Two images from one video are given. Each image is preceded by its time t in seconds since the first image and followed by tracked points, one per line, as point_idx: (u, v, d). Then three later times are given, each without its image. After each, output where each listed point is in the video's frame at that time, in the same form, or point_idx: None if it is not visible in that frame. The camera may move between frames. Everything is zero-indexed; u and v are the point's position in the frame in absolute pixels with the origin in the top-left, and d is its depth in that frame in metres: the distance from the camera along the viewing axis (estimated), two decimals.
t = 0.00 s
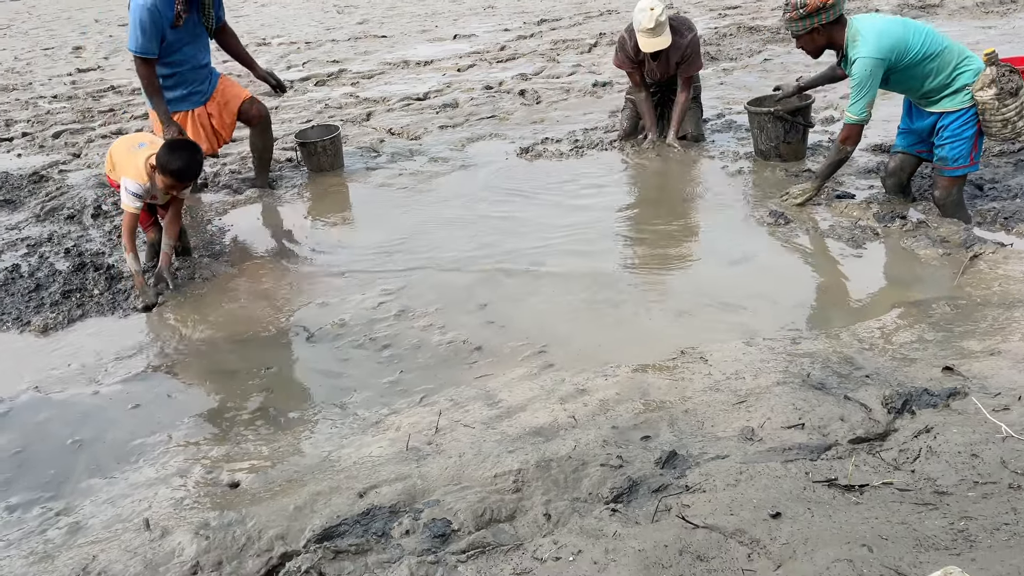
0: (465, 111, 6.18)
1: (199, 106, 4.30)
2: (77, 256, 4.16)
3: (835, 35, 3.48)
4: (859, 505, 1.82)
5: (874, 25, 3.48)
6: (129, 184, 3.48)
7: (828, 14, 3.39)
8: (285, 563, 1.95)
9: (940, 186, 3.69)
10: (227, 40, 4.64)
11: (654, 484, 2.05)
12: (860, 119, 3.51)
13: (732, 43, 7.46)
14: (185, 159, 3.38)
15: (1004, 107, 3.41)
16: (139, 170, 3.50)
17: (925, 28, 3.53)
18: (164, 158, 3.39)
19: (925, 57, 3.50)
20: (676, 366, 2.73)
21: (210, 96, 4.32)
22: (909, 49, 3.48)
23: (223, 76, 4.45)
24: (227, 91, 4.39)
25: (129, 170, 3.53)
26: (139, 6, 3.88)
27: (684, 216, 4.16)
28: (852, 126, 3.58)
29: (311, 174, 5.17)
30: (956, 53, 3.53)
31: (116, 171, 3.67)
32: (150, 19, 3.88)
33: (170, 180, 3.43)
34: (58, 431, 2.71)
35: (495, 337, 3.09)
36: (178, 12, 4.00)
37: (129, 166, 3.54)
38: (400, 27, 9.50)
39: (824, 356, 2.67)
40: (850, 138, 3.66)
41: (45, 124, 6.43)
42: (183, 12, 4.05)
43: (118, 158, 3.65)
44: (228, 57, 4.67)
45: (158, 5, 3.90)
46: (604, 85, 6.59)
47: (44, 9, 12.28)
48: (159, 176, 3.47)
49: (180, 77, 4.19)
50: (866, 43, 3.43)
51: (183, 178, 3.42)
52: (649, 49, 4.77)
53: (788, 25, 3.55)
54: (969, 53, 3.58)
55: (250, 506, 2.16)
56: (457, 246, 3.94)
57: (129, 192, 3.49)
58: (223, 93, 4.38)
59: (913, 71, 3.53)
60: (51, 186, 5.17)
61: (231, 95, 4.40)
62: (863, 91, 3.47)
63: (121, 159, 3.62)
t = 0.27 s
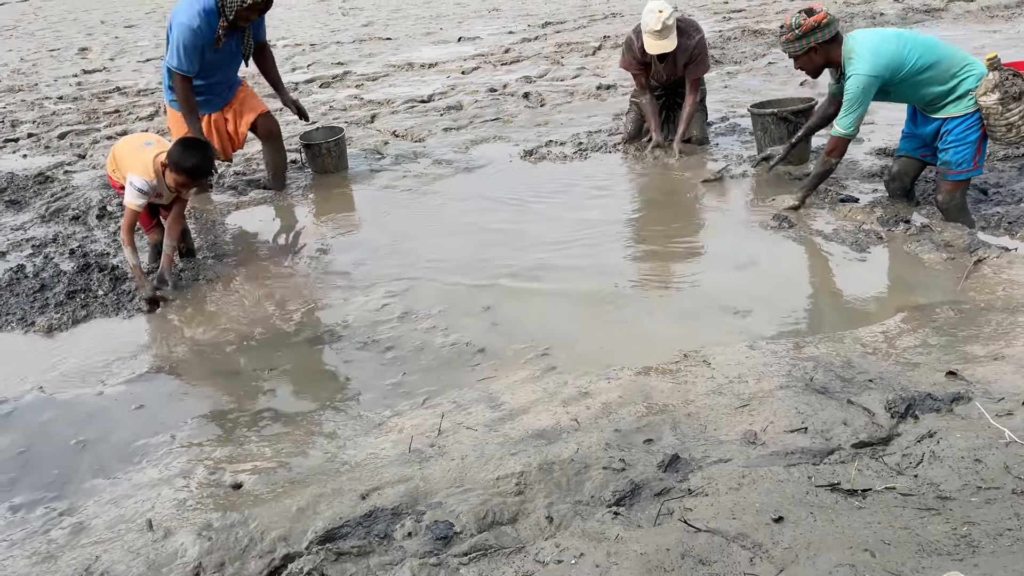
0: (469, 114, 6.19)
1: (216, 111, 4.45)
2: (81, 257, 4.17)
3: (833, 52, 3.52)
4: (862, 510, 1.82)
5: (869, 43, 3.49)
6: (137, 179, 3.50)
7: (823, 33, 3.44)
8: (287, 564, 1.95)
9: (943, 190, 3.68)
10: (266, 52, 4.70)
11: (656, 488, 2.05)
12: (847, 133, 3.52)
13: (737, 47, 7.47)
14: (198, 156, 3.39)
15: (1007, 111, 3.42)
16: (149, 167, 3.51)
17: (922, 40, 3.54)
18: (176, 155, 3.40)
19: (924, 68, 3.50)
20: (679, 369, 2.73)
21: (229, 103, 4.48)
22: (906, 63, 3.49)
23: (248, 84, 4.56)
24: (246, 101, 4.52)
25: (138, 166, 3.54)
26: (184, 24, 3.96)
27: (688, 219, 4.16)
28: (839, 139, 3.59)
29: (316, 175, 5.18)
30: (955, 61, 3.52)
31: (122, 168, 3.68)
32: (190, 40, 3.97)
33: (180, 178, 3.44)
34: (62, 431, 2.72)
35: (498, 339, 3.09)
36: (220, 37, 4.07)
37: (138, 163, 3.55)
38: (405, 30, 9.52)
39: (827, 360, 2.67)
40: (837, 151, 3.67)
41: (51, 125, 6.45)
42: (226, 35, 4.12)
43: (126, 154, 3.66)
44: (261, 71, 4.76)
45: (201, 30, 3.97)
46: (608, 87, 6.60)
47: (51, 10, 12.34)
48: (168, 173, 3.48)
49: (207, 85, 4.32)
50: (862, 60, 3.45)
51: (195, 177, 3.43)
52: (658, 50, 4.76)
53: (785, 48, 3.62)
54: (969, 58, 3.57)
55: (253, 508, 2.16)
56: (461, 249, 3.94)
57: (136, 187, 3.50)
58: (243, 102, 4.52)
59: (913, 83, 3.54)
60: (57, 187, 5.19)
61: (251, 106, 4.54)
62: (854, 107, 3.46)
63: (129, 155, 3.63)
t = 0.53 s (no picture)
0: (474, 117, 6.21)
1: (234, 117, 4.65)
2: (88, 258, 4.19)
3: (832, 77, 3.53)
4: (866, 513, 1.82)
5: (866, 65, 3.51)
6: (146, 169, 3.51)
7: (820, 61, 3.46)
8: (293, 564, 1.96)
9: (948, 195, 3.69)
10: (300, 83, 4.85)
11: (661, 490, 2.06)
12: (841, 150, 3.52)
13: (742, 51, 7.48)
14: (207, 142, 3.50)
15: (1014, 118, 3.40)
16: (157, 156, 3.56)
17: (920, 55, 3.55)
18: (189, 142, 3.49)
19: (924, 83, 3.52)
20: (684, 372, 2.74)
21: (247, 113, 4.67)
22: (903, 81, 3.51)
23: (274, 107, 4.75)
24: (262, 113, 4.71)
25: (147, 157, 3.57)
26: (218, 52, 4.19)
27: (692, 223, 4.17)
28: (832, 155, 3.58)
29: (321, 178, 5.20)
30: (956, 72, 3.53)
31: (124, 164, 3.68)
32: (220, 68, 4.19)
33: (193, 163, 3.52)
34: (68, 431, 2.73)
35: (503, 341, 3.10)
36: (248, 72, 4.29)
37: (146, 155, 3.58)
38: (410, 33, 9.55)
39: (831, 364, 2.68)
40: (829, 167, 3.67)
41: (57, 126, 6.48)
42: (255, 71, 4.33)
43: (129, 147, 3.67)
44: (290, 109, 4.95)
45: (232, 62, 4.19)
46: (613, 91, 6.62)
47: (58, 13, 12.40)
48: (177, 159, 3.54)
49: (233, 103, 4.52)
50: (860, 81, 3.46)
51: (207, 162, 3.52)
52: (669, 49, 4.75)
53: (786, 73, 3.65)
54: (973, 65, 3.58)
55: (258, 508, 2.17)
56: (466, 251, 3.96)
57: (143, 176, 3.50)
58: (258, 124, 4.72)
59: (914, 98, 3.55)
60: (63, 188, 5.21)
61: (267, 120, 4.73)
62: (850, 125, 3.47)
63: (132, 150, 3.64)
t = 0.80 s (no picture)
0: (479, 120, 6.21)
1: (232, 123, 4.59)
2: (92, 259, 4.20)
3: (830, 87, 3.58)
4: (871, 518, 1.82)
5: (864, 74, 3.54)
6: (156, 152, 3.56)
7: (819, 72, 3.53)
8: (295, 566, 1.96)
9: (953, 200, 3.68)
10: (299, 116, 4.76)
11: (664, 494, 2.05)
12: (837, 159, 3.57)
13: (747, 54, 7.48)
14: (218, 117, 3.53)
15: (1016, 122, 3.39)
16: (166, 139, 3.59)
17: (920, 63, 3.56)
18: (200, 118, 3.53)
19: (923, 92, 3.53)
20: (688, 375, 2.73)
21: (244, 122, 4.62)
22: (902, 90, 3.52)
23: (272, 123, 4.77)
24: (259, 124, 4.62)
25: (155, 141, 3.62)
26: (224, 77, 4.21)
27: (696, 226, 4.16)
28: (829, 164, 3.63)
29: (326, 180, 5.21)
30: (957, 79, 3.53)
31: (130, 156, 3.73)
32: (225, 95, 4.22)
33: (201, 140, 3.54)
34: (71, 431, 2.73)
35: (507, 344, 3.10)
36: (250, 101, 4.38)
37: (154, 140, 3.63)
38: (415, 36, 9.56)
39: (835, 368, 2.67)
40: (826, 175, 3.72)
41: (62, 128, 6.50)
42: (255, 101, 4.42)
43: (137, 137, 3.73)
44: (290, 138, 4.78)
45: (239, 88, 4.22)
46: (617, 94, 6.62)
47: (63, 14, 12.44)
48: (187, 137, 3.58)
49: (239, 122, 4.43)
50: (857, 91, 3.49)
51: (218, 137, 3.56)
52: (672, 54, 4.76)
53: (784, 86, 3.71)
54: (975, 70, 3.56)
55: (261, 509, 2.17)
56: (469, 254, 3.95)
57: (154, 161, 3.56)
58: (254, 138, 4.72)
59: (915, 107, 3.57)
60: (68, 189, 5.22)
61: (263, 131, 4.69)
62: (847, 136, 3.51)
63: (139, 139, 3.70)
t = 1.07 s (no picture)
0: (481, 123, 6.22)
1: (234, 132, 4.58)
2: (94, 260, 4.21)
3: (827, 92, 3.57)
4: (872, 522, 1.81)
5: (861, 79, 3.55)
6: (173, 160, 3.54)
7: (814, 77, 3.51)
8: (295, 569, 1.95)
9: (953, 205, 3.68)
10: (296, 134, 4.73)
11: (665, 498, 2.05)
12: (831, 163, 3.58)
13: (749, 58, 7.48)
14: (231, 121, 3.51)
15: (1013, 125, 3.37)
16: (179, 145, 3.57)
17: (916, 68, 3.56)
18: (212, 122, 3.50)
19: (919, 97, 3.53)
20: (689, 379, 2.73)
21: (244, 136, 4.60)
22: (897, 96, 3.52)
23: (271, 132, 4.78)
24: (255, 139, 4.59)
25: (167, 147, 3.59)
26: (218, 94, 4.19)
27: (698, 230, 4.16)
28: (824, 168, 3.65)
29: (328, 182, 5.22)
30: (954, 84, 3.53)
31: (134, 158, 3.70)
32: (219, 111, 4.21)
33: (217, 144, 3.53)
34: (72, 433, 2.74)
35: (507, 347, 3.10)
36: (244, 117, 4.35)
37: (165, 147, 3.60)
38: (418, 39, 9.58)
39: (836, 372, 2.66)
40: (820, 179, 3.73)
41: (65, 129, 6.52)
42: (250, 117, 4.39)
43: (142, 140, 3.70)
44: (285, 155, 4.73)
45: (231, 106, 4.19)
46: (620, 98, 6.62)
47: (67, 16, 12.47)
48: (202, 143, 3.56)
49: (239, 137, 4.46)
50: (853, 95, 3.51)
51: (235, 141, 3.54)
52: (685, 77, 4.78)
53: (783, 92, 3.70)
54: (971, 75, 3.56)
55: (261, 512, 2.17)
56: (472, 257, 3.96)
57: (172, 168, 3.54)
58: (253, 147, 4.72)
59: (911, 112, 3.57)
60: (71, 191, 5.24)
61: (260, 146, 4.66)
62: (841, 140, 3.52)
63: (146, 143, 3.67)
